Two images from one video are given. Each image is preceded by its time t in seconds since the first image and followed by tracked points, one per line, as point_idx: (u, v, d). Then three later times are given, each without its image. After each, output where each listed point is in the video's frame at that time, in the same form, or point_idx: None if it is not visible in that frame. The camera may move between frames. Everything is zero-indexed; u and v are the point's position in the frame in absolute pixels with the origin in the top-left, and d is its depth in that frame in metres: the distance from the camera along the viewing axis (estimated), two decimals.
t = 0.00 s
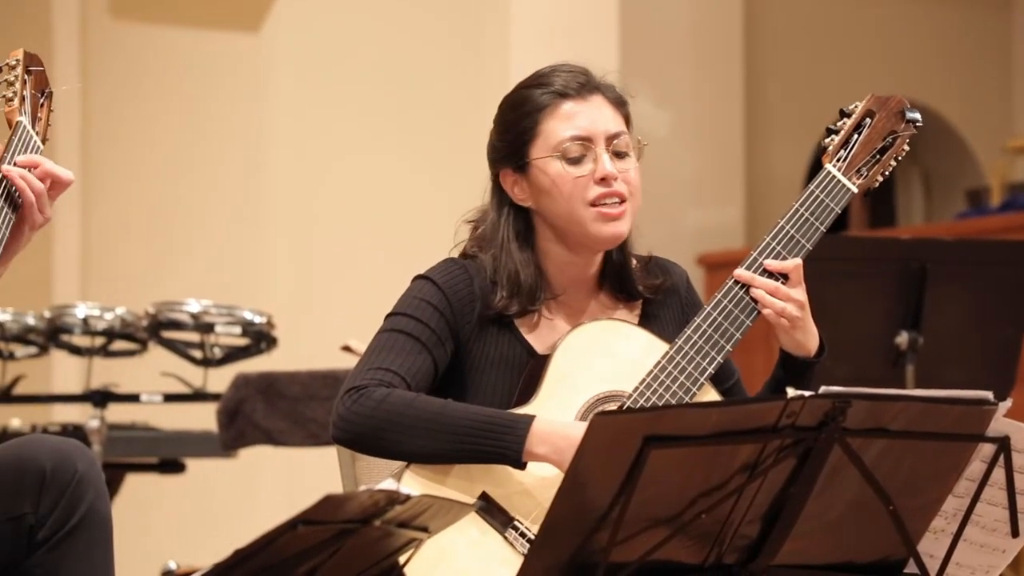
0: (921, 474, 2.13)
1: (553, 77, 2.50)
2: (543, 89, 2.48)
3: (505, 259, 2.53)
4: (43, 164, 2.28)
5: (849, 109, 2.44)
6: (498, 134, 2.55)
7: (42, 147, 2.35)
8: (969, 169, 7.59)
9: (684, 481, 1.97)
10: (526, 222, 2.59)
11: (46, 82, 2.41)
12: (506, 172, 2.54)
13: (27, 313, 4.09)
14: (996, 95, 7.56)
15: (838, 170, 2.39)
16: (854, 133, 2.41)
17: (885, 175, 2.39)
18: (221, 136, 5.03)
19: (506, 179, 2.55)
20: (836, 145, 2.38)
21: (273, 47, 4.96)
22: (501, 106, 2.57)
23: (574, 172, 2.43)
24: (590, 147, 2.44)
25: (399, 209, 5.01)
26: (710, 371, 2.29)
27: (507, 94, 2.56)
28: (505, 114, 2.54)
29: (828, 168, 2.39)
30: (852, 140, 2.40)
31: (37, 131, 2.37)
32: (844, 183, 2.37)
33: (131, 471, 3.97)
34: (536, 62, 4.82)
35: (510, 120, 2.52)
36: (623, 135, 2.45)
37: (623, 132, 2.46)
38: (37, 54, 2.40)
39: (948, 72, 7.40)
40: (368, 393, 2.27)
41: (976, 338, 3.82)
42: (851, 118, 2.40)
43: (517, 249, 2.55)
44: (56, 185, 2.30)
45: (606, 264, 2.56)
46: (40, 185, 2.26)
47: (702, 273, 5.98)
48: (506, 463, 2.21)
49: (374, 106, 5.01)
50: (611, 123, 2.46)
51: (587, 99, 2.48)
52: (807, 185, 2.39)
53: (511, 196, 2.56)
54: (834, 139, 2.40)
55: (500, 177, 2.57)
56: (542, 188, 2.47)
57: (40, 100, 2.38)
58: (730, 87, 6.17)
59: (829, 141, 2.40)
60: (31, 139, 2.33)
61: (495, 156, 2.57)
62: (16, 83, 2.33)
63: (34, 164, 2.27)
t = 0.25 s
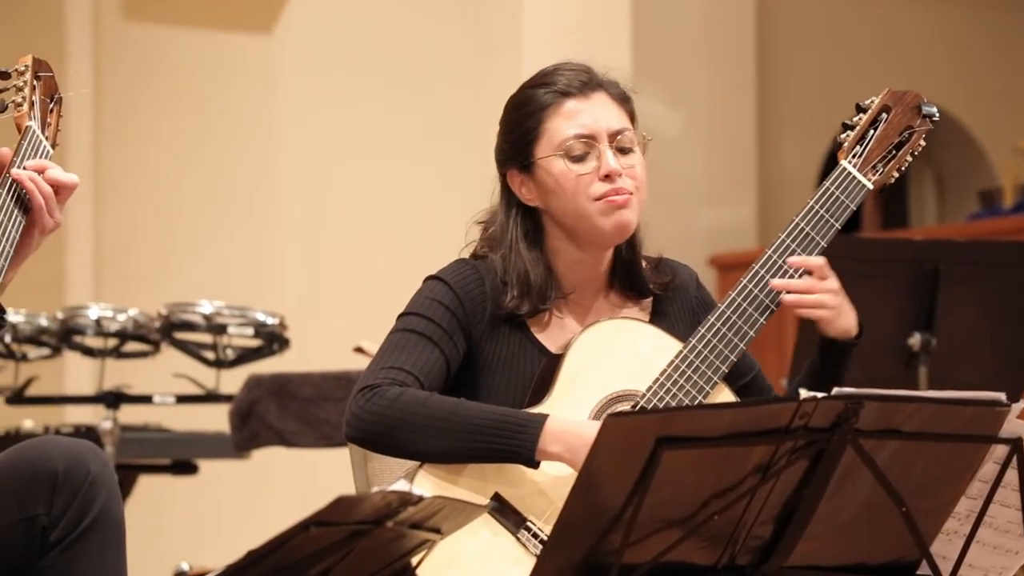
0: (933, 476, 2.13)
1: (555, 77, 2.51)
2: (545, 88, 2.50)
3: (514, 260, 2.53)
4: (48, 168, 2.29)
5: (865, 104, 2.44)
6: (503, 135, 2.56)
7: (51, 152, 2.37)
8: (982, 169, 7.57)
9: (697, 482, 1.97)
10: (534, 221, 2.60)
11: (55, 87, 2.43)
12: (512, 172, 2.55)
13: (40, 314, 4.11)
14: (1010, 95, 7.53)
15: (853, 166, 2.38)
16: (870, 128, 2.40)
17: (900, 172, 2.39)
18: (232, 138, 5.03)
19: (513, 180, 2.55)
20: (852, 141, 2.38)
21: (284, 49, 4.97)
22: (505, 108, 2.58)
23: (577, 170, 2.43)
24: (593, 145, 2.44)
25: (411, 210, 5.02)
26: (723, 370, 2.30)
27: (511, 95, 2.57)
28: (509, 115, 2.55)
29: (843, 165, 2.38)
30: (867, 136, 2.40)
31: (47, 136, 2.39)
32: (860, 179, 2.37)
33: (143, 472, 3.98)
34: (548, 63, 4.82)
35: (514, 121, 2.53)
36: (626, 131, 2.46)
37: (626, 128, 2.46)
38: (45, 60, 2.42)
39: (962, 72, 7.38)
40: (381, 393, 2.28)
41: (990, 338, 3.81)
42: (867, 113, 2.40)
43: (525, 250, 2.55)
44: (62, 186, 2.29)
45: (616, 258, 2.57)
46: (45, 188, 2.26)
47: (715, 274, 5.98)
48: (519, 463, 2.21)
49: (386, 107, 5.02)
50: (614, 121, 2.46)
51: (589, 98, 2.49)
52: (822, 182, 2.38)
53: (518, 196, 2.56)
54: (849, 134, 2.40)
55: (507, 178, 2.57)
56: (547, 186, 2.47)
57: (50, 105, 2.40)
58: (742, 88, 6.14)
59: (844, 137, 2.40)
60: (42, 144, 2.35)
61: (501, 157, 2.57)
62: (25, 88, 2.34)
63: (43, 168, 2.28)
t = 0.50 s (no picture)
0: (946, 479, 2.13)
1: (558, 80, 2.51)
2: (545, 92, 2.50)
3: (524, 262, 2.53)
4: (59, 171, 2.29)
5: (877, 108, 2.43)
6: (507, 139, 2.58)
7: (64, 155, 2.38)
8: (996, 171, 7.55)
9: (709, 485, 1.97)
10: (540, 225, 2.60)
11: (68, 90, 2.45)
12: (515, 176, 2.56)
13: (52, 317, 4.12)
14: None
15: (865, 170, 2.38)
16: (882, 132, 2.40)
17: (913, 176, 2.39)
18: (244, 141, 5.02)
19: (517, 183, 2.56)
20: (863, 145, 2.38)
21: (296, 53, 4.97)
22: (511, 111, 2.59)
23: (572, 173, 2.43)
24: (588, 149, 2.44)
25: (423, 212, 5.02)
26: (735, 373, 2.30)
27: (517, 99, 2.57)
28: (512, 118, 2.56)
29: (855, 169, 2.38)
30: (879, 140, 2.39)
31: (60, 139, 2.40)
32: (872, 183, 2.37)
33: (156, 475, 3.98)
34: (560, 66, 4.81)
35: (515, 124, 2.54)
36: (624, 132, 2.45)
37: (624, 130, 2.45)
38: (58, 63, 2.43)
39: (977, 74, 7.34)
40: (392, 395, 2.28)
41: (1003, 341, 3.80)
42: (878, 118, 2.39)
43: (534, 253, 2.56)
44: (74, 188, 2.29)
45: (624, 262, 2.56)
46: (58, 192, 2.27)
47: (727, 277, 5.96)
48: (531, 465, 2.22)
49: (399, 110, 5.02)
50: (611, 124, 2.45)
51: (586, 100, 2.48)
52: (834, 186, 2.39)
53: (524, 199, 2.57)
54: (861, 138, 2.39)
55: (512, 181, 2.58)
56: (545, 190, 2.48)
57: (62, 109, 2.42)
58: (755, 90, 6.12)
59: (856, 141, 2.40)
60: (54, 146, 2.35)
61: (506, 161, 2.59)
62: (38, 91, 2.36)
63: (56, 171, 2.29)
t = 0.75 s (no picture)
0: (958, 483, 2.13)
1: (572, 87, 2.51)
2: (559, 99, 2.50)
3: (535, 268, 2.54)
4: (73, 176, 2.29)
5: (888, 115, 2.44)
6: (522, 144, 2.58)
7: (75, 159, 2.38)
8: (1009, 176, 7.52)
9: (720, 491, 1.98)
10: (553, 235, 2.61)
11: (79, 95, 2.45)
12: (529, 182, 2.56)
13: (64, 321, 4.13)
14: None
15: (875, 176, 2.38)
16: (892, 139, 2.40)
17: (923, 182, 2.38)
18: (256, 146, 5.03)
19: (530, 190, 2.57)
20: (874, 151, 2.38)
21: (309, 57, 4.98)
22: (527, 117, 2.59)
23: (583, 182, 2.44)
24: (600, 157, 2.44)
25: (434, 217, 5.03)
26: (747, 378, 2.30)
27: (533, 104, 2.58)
28: (528, 124, 2.56)
29: (865, 173, 2.38)
30: (890, 146, 2.40)
31: (71, 143, 2.40)
32: (882, 188, 2.37)
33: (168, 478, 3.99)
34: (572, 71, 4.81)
35: (530, 130, 2.55)
36: (636, 142, 2.45)
37: (636, 139, 2.45)
38: (70, 67, 2.44)
39: (993, 79, 7.29)
40: (404, 400, 2.29)
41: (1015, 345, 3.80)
42: (889, 124, 2.40)
43: (545, 259, 2.56)
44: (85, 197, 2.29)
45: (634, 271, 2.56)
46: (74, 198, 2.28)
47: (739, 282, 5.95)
48: (542, 471, 2.22)
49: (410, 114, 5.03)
50: (624, 132, 2.45)
51: (600, 108, 2.48)
52: (844, 192, 2.39)
53: (537, 204, 2.58)
54: (872, 145, 2.40)
55: (526, 187, 2.59)
56: (557, 198, 2.48)
57: (73, 113, 2.42)
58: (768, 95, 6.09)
59: (866, 147, 2.40)
60: (65, 151, 2.36)
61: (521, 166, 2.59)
62: (49, 95, 2.36)
63: (68, 176, 2.29)
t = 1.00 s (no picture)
0: (969, 487, 2.13)
1: (587, 90, 2.52)
2: (575, 103, 2.50)
3: (546, 271, 2.54)
4: (93, 207, 2.36)
5: (899, 118, 2.44)
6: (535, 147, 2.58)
7: (87, 163, 2.37)
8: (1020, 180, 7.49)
9: (732, 495, 1.98)
10: (565, 237, 2.61)
11: (90, 99, 2.44)
12: (543, 185, 2.57)
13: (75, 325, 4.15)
14: None
15: (887, 180, 2.38)
16: (904, 142, 2.40)
17: (935, 185, 2.39)
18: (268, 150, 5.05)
19: (544, 192, 2.57)
20: (885, 154, 2.38)
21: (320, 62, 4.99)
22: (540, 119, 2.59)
23: (599, 186, 2.44)
24: (617, 161, 2.44)
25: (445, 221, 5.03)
26: (758, 382, 2.30)
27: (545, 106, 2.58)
28: (540, 127, 2.56)
29: (877, 177, 2.38)
30: (901, 149, 2.40)
31: (82, 147, 2.39)
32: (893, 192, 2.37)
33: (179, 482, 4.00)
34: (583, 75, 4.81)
35: (544, 133, 2.55)
36: (652, 146, 2.45)
37: (652, 143, 2.45)
38: (80, 71, 2.43)
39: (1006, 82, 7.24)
40: (416, 404, 2.29)
41: None
42: (901, 128, 2.40)
43: (555, 262, 2.56)
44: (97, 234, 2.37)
45: (645, 273, 2.56)
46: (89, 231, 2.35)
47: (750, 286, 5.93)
48: (553, 475, 2.22)
49: (421, 118, 5.04)
50: (640, 136, 2.45)
51: (616, 112, 2.48)
52: (856, 196, 2.39)
53: (549, 207, 2.58)
54: (884, 148, 2.40)
55: (538, 190, 2.59)
56: (573, 201, 2.48)
57: (84, 117, 2.41)
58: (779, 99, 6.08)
59: (878, 150, 2.40)
60: (76, 155, 2.35)
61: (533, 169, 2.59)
62: (59, 100, 2.36)
63: (81, 200, 2.36)
